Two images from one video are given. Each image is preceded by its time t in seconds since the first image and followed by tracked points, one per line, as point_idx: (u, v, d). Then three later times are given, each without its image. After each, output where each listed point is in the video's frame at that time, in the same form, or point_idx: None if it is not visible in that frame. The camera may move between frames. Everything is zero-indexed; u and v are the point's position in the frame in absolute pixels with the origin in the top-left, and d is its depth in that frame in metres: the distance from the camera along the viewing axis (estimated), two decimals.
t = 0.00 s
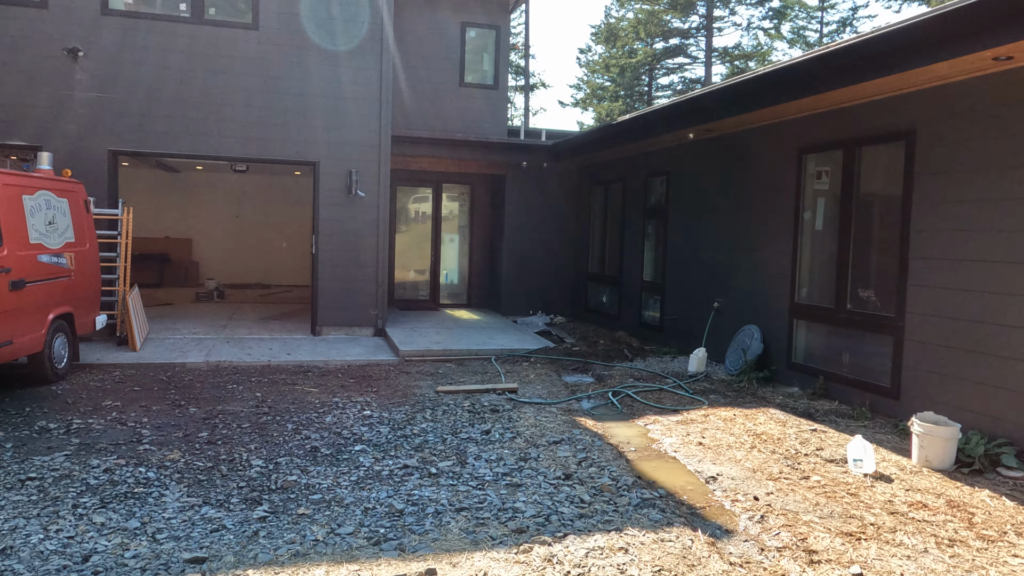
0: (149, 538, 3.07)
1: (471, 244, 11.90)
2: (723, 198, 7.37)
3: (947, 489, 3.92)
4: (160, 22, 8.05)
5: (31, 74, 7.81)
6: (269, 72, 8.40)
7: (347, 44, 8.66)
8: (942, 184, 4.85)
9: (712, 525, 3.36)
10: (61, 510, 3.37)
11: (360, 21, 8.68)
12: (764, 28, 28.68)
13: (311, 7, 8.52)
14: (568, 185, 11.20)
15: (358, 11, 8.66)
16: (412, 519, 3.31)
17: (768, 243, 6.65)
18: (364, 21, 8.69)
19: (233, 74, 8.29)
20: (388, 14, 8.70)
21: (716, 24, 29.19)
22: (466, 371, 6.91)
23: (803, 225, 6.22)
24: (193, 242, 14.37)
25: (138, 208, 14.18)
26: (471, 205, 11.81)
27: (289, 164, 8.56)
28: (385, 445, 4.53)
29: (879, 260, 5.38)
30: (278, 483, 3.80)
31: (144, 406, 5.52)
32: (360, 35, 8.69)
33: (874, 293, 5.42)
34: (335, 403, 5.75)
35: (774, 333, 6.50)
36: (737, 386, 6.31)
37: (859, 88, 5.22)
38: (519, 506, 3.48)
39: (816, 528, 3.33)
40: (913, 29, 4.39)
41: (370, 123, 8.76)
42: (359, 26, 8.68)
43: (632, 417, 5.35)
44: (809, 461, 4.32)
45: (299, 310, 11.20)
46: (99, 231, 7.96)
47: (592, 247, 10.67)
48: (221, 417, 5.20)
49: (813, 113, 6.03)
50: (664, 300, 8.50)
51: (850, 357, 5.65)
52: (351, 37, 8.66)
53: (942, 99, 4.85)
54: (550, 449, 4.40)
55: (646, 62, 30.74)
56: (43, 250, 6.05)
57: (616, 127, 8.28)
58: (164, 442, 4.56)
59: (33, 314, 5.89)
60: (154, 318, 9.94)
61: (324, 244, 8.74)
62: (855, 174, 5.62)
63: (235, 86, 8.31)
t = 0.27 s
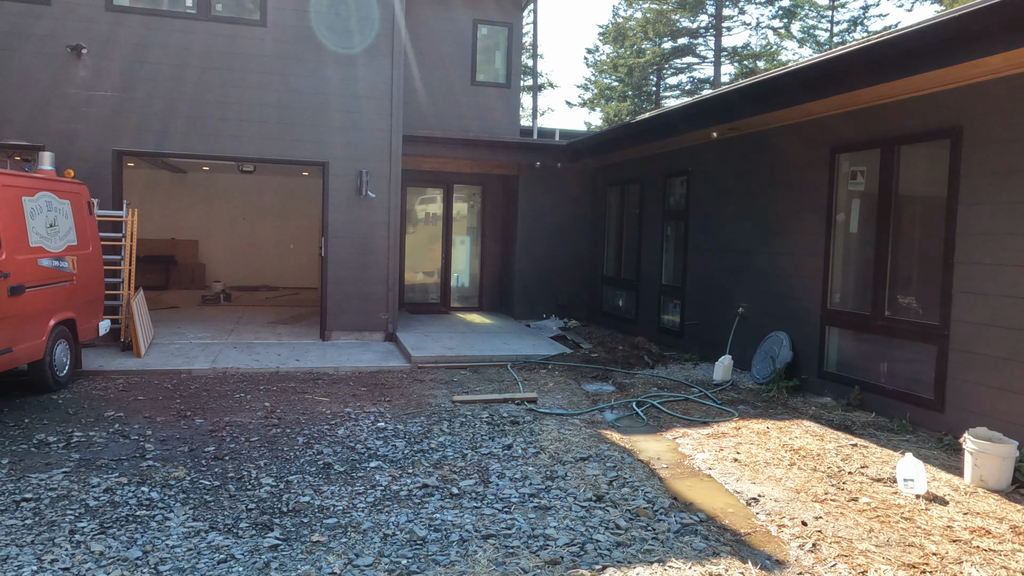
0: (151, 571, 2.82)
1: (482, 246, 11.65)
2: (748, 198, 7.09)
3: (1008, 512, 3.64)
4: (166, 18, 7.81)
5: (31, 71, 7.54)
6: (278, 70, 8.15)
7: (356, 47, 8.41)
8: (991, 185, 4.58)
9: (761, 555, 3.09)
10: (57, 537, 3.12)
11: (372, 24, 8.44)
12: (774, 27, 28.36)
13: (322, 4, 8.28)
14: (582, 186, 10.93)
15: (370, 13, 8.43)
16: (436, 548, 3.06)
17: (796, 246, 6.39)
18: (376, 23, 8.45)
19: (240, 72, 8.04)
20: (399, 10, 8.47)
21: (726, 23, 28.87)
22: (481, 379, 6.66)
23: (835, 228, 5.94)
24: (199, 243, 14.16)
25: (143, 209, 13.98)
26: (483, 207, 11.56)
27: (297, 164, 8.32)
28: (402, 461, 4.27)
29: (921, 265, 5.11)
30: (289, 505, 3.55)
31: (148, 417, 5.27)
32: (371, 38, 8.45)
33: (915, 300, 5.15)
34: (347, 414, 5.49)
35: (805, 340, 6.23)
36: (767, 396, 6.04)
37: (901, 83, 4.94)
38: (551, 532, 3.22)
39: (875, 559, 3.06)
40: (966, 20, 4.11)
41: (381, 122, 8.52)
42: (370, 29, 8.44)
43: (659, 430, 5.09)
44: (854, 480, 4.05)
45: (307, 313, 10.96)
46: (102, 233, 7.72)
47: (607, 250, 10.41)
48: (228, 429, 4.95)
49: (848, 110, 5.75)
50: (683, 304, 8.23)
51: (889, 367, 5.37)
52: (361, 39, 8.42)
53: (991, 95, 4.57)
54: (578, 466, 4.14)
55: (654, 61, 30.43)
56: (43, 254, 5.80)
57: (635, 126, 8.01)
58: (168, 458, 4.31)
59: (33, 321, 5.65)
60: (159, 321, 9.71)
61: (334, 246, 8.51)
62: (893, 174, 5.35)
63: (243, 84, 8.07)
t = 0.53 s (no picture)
0: None
1: (495, 245, 11.39)
2: (776, 195, 6.81)
3: None
4: (172, 10, 7.57)
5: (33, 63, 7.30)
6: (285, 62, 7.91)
7: (363, 47, 8.17)
8: None
9: None
10: (50, 558, 2.87)
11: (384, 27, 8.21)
12: (784, 24, 28.02)
13: None
14: (597, 184, 10.67)
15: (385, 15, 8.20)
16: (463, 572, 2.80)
17: (828, 244, 6.11)
18: (388, 27, 8.22)
19: (248, 65, 7.81)
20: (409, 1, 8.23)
21: (736, 21, 28.54)
22: (498, 382, 6.40)
23: (872, 225, 5.67)
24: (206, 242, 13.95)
25: (150, 206, 13.79)
26: (495, 204, 11.30)
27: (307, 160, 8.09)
28: (421, 473, 4.01)
29: (968, 264, 4.83)
30: (301, 522, 3.29)
31: (153, 423, 5.03)
32: (380, 41, 8.20)
33: (961, 301, 4.87)
34: (360, 420, 5.24)
35: (838, 342, 5.95)
36: (799, 401, 5.76)
37: (949, 70, 4.65)
38: (587, 554, 2.96)
39: None
40: None
41: (392, 117, 8.28)
42: (382, 31, 8.20)
43: (690, 438, 4.82)
44: (906, 494, 3.77)
45: (316, 313, 10.72)
46: (107, 231, 7.49)
47: (623, 248, 10.14)
48: (236, 437, 4.71)
49: (886, 101, 5.47)
50: (705, 305, 7.96)
51: (932, 371, 5.09)
52: (372, 40, 8.19)
53: None
54: (609, 478, 3.87)
55: (663, 59, 30.11)
56: (43, 252, 5.57)
57: (655, 119, 7.74)
58: (172, 468, 4.06)
59: (32, 321, 5.40)
60: (165, 322, 9.49)
61: (344, 245, 8.28)
62: (937, 167, 5.06)
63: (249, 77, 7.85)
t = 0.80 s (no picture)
0: None
1: (506, 246, 11.16)
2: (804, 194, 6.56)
3: None
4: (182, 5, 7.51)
5: (39, 61, 7.25)
6: (296, 60, 7.83)
7: (378, 68, 8.07)
8: None
9: None
10: None
11: (402, 53, 8.14)
12: (794, 23, 27.69)
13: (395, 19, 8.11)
14: (612, 184, 10.43)
15: (406, 41, 8.14)
16: None
17: (861, 246, 5.86)
18: (407, 53, 8.15)
19: (256, 62, 7.72)
20: None
21: (744, 20, 28.23)
22: (514, 389, 6.15)
23: (909, 226, 5.41)
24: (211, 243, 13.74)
25: (155, 207, 13.59)
26: (507, 205, 11.06)
27: (315, 159, 7.98)
28: (439, 489, 3.77)
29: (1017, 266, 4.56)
30: (313, 546, 3.05)
31: (155, 433, 4.79)
32: (396, 65, 8.12)
33: (1009, 306, 4.61)
34: (372, 430, 5.01)
35: (871, 348, 5.68)
36: (831, 410, 5.50)
37: (998, 62, 4.39)
38: None
39: None
40: None
41: (403, 115, 8.15)
42: (399, 56, 8.12)
43: (721, 451, 4.57)
44: (961, 514, 3.51)
45: (323, 316, 10.52)
46: (110, 231, 7.29)
47: (639, 250, 9.89)
48: (242, 448, 4.47)
49: (925, 95, 5.22)
50: (727, 308, 7.70)
51: (976, 379, 4.82)
52: (384, 62, 8.09)
53: None
54: (641, 497, 3.61)
55: (671, 59, 29.79)
56: (42, 253, 5.34)
57: (676, 117, 7.49)
58: (175, 483, 3.82)
59: (29, 325, 5.16)
60: (170, 324, 9.29)
61: (352, 246, 8.11)
62: (981, 164, 4.80)
63: (258, 75, 7.73)
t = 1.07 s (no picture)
0: None
1: (517, 244, 10.87)
2: (833, 189, 6.26)
3: None
4: None
5: (37, 51, 7.00)
6: (302, 49, 7.55)
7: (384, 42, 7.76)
8: None
9: None
10: None
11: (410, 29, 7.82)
12: (804, 20, 27.28)
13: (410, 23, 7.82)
14: (626, 179, 10.14)
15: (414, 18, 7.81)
16: None
17: (897, 242, 5.55)
18: (416, 30, 7.83)
19: (260, 52, 7.46)
20: None
21: (753, 17, 27.84)
22: (530, 393, 5.86)
23: (950, 221, 5.11)
24: (215, 241, 13.49)
25: (159, 204, 13.35)
26: (517, 202, 10.77)
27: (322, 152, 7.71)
28: (455, 504, 3.48)
29: None
30: (320, 570, 2.77)
31: (153, 439, 4.52)
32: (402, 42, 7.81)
33: None
34: (381, 437, 4.73)
35: (908, 350, 5.39)
36: (866, 416, 5.20)
37: None
38: None
39: None
40: None
41: (413, 108, 7.88)
42: (406, 33, 7.81)
43: (755, 461, 4.28)
44: None
45: (329, 315, 10.26)
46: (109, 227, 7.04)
47: (655, 248, 9.59)
48: (243, 457, 4.19)
49: (968, 82, 4.93)
50: (750, 308, 7.40)
51: None
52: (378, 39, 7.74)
53: None
54: (675, 513, 3.32)
55: (679, 56, 29.41)
56: (35, 249, 5.07)
57: (697, 109, 7.19)
58: (171, 496, 3.54)
59: (21, 325, 4.89)
60: (172, 324, 9.04)
61: (360, 243, 7.84)
62: None
63: (263, 65, 7.46)
